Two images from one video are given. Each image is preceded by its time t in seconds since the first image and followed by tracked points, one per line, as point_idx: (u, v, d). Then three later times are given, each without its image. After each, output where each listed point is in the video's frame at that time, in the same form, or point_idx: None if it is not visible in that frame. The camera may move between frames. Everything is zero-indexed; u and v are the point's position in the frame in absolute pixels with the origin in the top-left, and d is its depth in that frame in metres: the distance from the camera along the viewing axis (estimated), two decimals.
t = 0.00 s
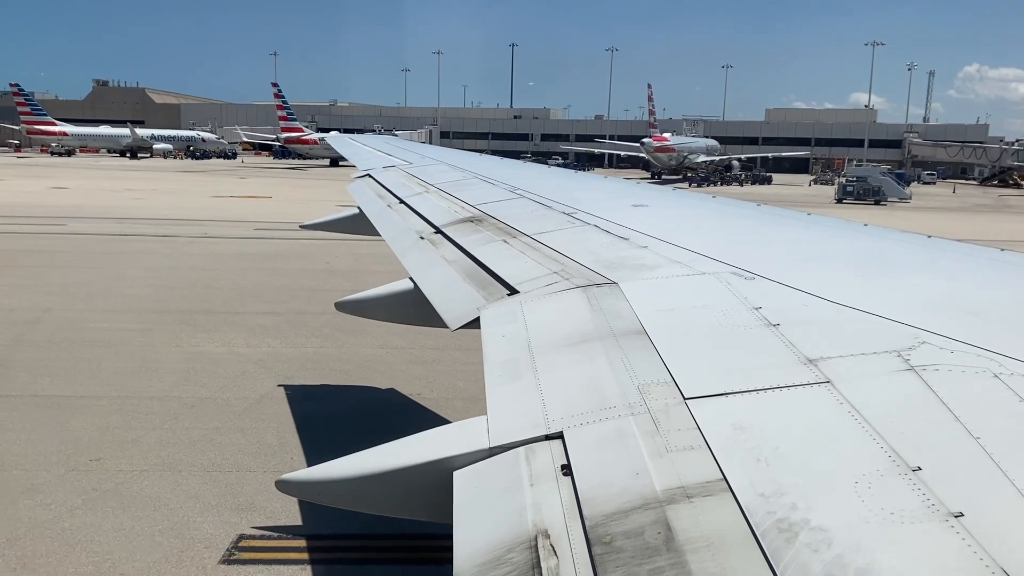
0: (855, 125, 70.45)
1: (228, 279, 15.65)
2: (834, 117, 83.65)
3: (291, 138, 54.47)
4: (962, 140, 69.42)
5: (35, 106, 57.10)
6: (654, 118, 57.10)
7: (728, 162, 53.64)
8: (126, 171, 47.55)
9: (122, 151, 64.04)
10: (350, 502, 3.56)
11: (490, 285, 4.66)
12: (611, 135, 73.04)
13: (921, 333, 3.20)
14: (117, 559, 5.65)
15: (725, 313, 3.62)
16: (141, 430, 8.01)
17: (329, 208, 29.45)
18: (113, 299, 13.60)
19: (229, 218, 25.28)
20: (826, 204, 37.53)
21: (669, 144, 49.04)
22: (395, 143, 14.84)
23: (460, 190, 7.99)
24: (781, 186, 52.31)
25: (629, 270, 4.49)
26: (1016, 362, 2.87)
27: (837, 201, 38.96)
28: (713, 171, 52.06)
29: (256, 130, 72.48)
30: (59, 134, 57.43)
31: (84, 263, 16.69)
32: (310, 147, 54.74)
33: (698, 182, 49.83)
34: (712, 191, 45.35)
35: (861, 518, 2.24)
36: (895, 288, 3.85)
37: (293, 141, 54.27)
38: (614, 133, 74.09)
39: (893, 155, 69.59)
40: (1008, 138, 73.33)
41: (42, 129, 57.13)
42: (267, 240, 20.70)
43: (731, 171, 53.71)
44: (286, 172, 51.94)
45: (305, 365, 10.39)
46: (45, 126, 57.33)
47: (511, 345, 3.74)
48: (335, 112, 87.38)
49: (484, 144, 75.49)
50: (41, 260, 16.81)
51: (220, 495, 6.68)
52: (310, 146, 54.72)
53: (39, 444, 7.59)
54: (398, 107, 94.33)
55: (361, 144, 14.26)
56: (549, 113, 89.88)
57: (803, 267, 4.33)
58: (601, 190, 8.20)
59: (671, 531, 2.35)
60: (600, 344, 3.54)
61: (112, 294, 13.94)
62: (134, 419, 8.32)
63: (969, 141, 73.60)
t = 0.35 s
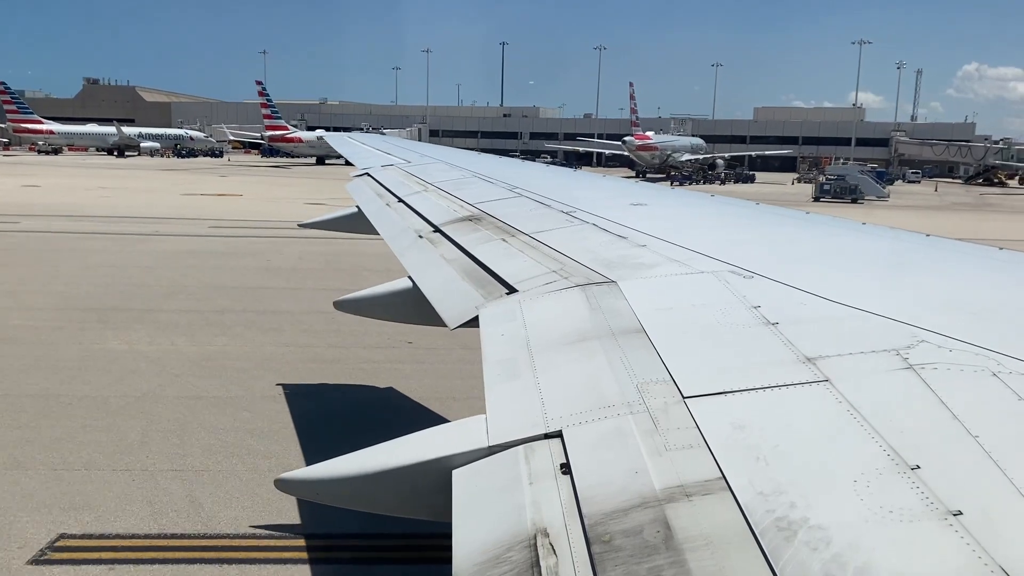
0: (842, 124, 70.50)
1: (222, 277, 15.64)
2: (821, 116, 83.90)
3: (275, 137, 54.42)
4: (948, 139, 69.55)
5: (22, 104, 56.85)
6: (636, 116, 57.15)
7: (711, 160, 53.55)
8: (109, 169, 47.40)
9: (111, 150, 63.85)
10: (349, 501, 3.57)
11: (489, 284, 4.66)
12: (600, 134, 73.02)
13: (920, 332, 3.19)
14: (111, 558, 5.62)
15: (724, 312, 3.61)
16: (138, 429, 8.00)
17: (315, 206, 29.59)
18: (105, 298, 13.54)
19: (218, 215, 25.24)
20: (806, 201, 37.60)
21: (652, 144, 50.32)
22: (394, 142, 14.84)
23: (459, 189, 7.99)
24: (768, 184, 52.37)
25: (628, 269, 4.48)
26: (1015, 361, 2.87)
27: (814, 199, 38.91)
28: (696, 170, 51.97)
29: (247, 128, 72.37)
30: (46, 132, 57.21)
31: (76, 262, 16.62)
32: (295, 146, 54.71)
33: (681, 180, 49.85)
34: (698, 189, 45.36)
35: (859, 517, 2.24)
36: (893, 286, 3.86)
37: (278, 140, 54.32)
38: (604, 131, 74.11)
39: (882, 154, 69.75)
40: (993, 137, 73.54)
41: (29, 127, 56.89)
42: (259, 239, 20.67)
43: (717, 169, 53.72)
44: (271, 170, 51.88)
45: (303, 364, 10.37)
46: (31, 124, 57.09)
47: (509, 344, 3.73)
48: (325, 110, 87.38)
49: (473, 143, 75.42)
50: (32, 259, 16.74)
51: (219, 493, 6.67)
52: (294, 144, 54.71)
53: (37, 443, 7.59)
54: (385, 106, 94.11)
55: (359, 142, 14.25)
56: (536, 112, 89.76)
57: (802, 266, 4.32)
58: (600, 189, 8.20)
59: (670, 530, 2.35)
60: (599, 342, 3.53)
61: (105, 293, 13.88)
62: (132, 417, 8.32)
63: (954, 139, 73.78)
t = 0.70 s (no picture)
0: (829, 123, 70.54)
1: (215, 277, 15.61)
2: (808, 116, 84.09)
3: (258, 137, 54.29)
4: (934, 138, 69.70)
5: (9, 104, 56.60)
6: (618, 116, 57.02)
7: (695, 160, 53.45)
8: (92, 169, 47.19)
9: (99, 151, 63.63)
10: (348, 502, 3.56)
11: (488, 284, 4.65)
12: (589, 133, 72.99)
13: (920, 332, 3.19)
14: (112, 560, 5.62)
15: (723, 312, 3.61)
16: (137, 430, 8.00)
17: (288, 205, 29.48)
18: (99, 299, 13.50)
19: (207, 216, 25.19)
20: (786, 200, 37.66)
21: (635, 143, 50.11)
22: (392, 142, 14.83)
23: (458, 189, 7.98)
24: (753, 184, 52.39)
25: (627, 269, 4.47)
26: (1015, 361, 2.87)
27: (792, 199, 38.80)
28: (679, 170, 51.91)
29: (237, 129, 72.24)
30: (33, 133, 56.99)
31: (67, 263, 16.55)
32: (279, 145, 54.60)
33: (664, 179, 49.75)
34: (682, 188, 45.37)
35: (859, 517, 2.24)
36: (892, 285, 3.87)
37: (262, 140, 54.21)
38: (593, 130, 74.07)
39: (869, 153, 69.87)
40: (978, 136, 73.72)
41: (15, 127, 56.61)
42: (251, 239, 20.65)
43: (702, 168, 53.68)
44: (255, 170, 51.78)
45: (301, 365, 10.35)
46: (17, 124, 56.82)
47: (508, 344, 3.73)
48: (315, 109, 87.35)
49: (461, 142, 75.34)
50: (21, 260, 16.66)
51: (218, 494, 6.67)
52: (278, 144, 54.59)
53: (33, 444, 7.57)
54: (374, 105, 93.87)
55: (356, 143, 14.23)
56: (523, 111, 89.63)
57: (801, 266, 4.33)
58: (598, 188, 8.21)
59: (670, 530, 2.34)
60: (598, 342, 3.53)
61: (99, 294, 13.82)
62: (129, 418, 8.30)
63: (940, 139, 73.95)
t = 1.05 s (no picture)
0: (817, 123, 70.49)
1: (210, 279, 15.59)
2: (796, 116, 84.23)
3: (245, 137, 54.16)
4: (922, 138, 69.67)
5: None
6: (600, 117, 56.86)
7: (681, 160, 53.39)
8: (77, 170, 47.04)
9: (89, 152, 63.51)
10: (348, 501, 3.56)
11: (488, 284, 4.65)
12: (579, 134, 72.97)
13: (919, 331, 3.19)
14: (111, 561, 5.61)
15: (722, 311, 3.61)
16: (136, 431, 8.00)
17: (275, 206, 29.46)
18: (95, 300, 13.48)
19: (200, 217, 25.19)
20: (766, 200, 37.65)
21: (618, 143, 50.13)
22: (393, 142, 14.82)
23: (457, 189, 7.98)
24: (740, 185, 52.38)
25: (627, 268, 4.47)
26: (1014, 360, 2.87)
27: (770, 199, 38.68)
28: (664, 170, 51.85)
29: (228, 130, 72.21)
30: (21, 134, 56.88)
31: (62, 265, 16.54)
32: (265, 146, 54.46)
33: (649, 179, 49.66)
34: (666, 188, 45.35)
35: (858, 516, 2.24)
36: (890, 284, 3.87)
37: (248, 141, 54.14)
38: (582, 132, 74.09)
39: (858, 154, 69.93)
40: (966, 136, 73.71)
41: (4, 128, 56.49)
42: (247, 240, 20.64)
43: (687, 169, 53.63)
44: (241, 170, 51.67)
45: (300, 366, 10.35)
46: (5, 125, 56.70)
47: (508, 344, 3.73)
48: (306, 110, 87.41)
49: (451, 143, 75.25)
50: (14, 262, 16.63)
51: (218, 495, 6.67)
52: (264, 144, 54.44)
53: (31, 445, 7.58)
54: (365, 106, 93.83)
55: (357, 142, 14.20)
56: (513, 112, 89.52)
57: (800, 265, 4.33)
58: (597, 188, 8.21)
59: (670, 529, 2.34)
60: (597, 342, 3.53)
61: (95, 296, 13.81)
62: (128, 419, 8.31)
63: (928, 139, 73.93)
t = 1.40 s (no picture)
0: (807, 124, 70.43)
1: (206, 282, 15.55)
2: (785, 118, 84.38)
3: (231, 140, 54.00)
4: (911, 139, 69.69)
5: None
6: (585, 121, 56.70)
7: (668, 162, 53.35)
8: (60, 174, 46.76)
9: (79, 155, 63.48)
10: (350, 500, 3.57)
11: (489, 283, 4.66)
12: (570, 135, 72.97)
13: (920, 329, 3.19)
14: (114, 561, 5.61)
15: (723, 310, 3.61)
16: (138, 432, 8.00)
17: (261, 209, 29.49)
18: (93, 303, 13.49)
19: (194, 220, 25.21)
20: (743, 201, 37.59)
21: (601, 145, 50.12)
22: (395, 141, 14.82)
23: (459, 188, 7.98)
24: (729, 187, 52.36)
25: (628, 268, 4.47)
26: (1016, 358, 2.88)
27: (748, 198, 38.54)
28: (650, 173, 51.83)
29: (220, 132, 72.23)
30: (11, 137, 56.82)
31: (59, 267, 16.55)
32: (252, 148, 54.32)
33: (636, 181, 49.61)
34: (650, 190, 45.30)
35: (859, 514, 2.25)
36: (890, 283, 3.88)
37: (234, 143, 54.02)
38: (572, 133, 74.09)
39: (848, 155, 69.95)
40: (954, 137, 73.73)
41: None
42: (243, 242, 20.65)
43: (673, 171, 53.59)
44: (228, 173, 51.52)
45: (300, 368, 10.35)
46: None
47: (509, 343, 3.74)
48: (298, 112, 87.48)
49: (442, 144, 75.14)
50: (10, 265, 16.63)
51: (219, 496, 6.66)
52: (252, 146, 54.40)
53: (30, 449, 7.56)
54: (358, 108, 93.92)
55: (358, 143, 14.19)
56: (505, 113, 89.57)
57: (802, 264, 4.33)
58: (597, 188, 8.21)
59: (671, 528, 2.35)
60: (599, 341, 3.53)
61: (92, 298, 13.81)
62: (127, 422, 8.29)
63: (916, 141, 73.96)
